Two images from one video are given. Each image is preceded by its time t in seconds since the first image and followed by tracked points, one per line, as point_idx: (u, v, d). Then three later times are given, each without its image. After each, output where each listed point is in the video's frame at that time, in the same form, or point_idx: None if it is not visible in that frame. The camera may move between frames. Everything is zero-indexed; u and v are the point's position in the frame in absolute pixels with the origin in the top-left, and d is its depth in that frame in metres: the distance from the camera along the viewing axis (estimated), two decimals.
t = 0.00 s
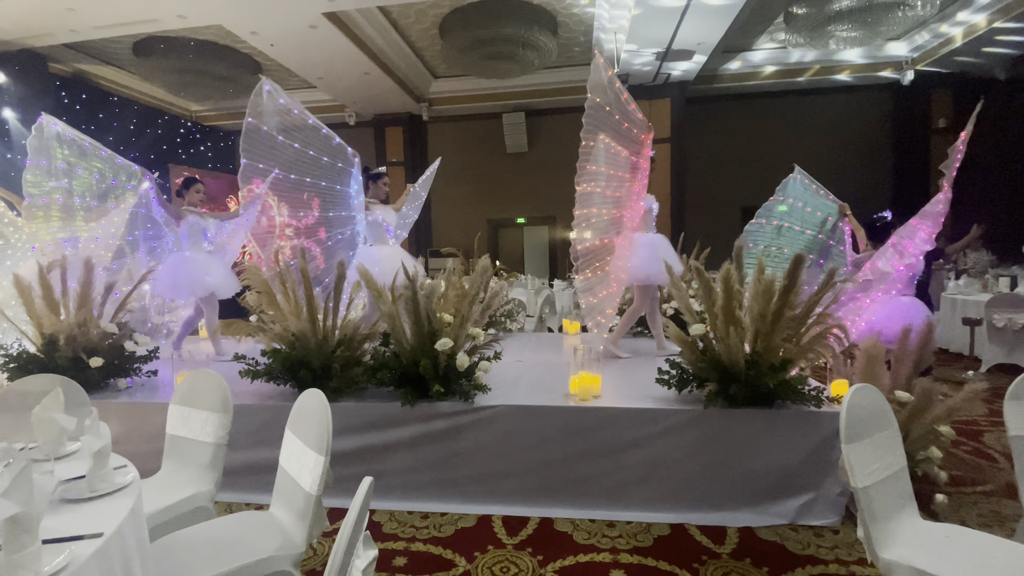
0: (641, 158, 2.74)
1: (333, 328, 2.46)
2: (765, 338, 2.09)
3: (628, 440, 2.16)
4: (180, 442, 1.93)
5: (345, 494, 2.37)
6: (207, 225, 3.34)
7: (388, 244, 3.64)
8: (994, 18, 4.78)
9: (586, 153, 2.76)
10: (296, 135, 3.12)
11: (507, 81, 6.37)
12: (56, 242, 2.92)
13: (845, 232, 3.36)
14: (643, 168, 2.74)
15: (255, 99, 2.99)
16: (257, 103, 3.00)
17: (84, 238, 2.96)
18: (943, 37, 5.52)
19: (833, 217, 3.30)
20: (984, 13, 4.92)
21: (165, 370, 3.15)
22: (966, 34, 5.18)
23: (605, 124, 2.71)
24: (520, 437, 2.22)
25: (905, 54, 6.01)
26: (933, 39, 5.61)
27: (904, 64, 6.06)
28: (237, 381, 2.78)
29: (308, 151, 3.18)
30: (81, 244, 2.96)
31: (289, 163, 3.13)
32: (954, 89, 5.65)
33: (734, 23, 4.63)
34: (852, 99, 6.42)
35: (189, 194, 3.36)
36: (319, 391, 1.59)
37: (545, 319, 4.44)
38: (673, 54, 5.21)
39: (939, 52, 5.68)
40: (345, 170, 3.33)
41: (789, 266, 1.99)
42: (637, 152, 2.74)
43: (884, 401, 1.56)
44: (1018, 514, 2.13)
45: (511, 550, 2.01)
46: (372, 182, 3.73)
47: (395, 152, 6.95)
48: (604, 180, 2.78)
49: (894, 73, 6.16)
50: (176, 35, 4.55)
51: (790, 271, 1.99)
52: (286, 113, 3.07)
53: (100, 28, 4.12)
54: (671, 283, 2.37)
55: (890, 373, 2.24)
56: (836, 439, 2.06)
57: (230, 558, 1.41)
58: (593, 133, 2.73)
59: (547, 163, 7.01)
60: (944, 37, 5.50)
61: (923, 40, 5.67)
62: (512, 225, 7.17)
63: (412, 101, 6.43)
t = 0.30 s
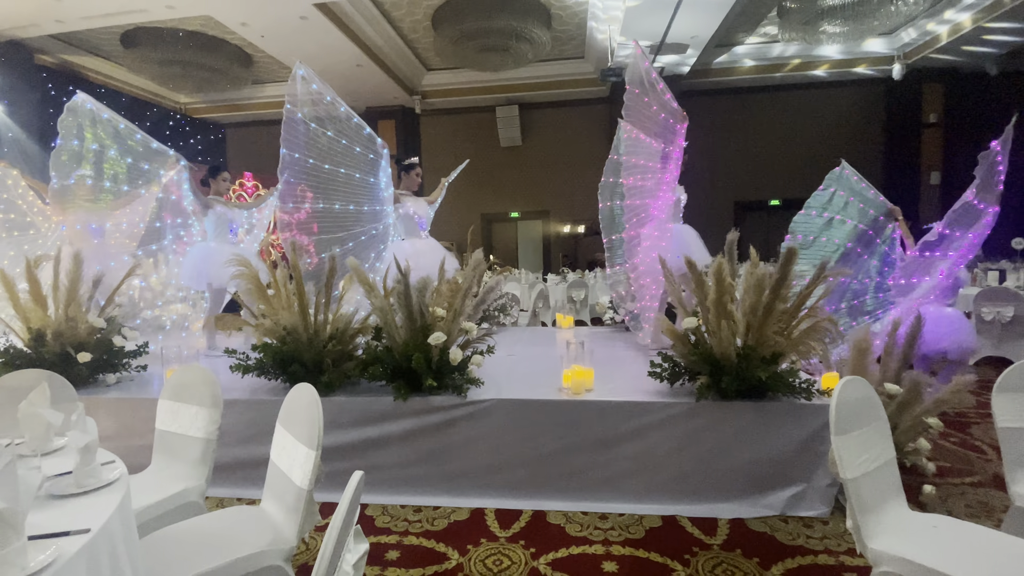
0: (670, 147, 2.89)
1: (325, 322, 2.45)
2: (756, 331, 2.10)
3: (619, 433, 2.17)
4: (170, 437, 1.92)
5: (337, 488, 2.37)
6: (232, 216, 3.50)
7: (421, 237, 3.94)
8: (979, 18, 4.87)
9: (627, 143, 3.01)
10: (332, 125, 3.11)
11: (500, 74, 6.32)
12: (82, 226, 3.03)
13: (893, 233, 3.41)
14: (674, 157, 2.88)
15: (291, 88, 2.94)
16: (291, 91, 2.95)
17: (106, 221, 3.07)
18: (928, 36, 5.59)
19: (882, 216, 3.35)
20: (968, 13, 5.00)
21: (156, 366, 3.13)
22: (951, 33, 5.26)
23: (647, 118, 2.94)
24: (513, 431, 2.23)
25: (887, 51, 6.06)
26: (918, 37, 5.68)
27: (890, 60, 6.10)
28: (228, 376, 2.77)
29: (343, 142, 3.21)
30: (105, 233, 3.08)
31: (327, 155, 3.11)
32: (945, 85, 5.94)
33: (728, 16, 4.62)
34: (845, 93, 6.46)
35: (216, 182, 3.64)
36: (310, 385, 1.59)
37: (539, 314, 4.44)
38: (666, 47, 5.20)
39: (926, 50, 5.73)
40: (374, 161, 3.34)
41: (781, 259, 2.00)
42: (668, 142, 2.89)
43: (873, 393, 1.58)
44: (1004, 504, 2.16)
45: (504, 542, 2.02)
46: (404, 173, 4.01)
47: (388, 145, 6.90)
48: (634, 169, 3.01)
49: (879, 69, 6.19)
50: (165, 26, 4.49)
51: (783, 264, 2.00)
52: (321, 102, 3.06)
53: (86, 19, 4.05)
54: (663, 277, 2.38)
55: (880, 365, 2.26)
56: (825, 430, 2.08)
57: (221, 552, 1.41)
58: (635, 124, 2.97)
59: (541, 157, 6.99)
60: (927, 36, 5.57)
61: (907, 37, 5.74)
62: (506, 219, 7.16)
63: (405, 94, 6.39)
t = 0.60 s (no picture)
0: (712, 140, 2.94)
1: (320, 317, 2.44)
2: (752, 326, 2.11)
3: (614, 427, 2.18)
4: (163, 432, 1.91)
5: (331, 483, 2.37)
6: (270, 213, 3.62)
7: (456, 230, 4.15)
8: (965, 20, 5.03)
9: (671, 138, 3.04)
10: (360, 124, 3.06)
11: (496, 68, 6.29)
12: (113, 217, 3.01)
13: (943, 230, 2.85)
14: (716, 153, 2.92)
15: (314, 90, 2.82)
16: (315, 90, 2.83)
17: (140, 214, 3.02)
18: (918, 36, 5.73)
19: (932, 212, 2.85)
20: (956, 15, 5.15)
21: (149, 361, 3.12)
22: (938, 35, 5.42)
23: (697, 110, 2.99)
24: (507, 426, 2.23)
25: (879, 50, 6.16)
26: (908, 37, 5.83)
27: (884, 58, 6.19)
28: (222, 370, 2.76)
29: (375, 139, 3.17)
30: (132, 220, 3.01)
31: (356, 155, 3.08)
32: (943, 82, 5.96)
33: (725, 12, 4.61)
34: (840, 90, 6.54)
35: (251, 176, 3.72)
36: (304, 380, 1.58)
37: (535, 310, 4.43)
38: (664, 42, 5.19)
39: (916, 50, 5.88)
40: (411, 156, 3.40)
41: (776, 255, 2.00)
42: (710, 133, 2.94)
43: (867, 388, 1.58)
44: (994, 499, 2.18)
45: (499, 536, 2.02)
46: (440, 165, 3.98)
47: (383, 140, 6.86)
48: (681, 160, 3.00)
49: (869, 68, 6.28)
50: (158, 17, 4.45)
51: (778, 259, 2.00)
52: (350, 100, 2.99)
53: (77, 9, 4.01)
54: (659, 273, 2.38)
55: (873, 361, 2.27)
56: (818, 425, 2.09)
57: (215, 547, 1.40)
58: (688, 116, 3.02)
59: (537, 152, 6.98)
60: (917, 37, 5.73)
61: (898, 37, 5.88)
62: (502, 214, 7.14)
63: (400, 87, 6.36)
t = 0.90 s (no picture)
0: (762, 138, 3.01)
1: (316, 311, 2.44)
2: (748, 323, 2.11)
3: (609, 423, 2.18)
4: (158, 426, 1.90)
5: (326, 477, 2.37)
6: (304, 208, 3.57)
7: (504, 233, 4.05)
8: (956, 23, 4.98)
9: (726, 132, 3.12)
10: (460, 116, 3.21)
11: (493, 64, 6.25)
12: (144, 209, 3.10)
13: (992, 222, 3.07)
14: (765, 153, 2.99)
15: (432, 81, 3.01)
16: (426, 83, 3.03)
17: (169, 208, 3.07)
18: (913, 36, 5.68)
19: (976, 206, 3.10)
20: (948, 17, 5.11)
21: (143, 354, 3.11)
22: (931, 36, 5.38)
23: (752, 108, 3.05)
24: (503, 421, 2.23)
25: (866, 49, 6.07)
26: (900, 37, 5.76)
27: (872, 57, 6.11)
28: (217, 364, 2.75)
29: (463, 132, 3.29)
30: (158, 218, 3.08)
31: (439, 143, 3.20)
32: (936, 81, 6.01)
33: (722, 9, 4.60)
34: (835, 89, 6.56)
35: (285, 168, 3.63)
36: (301, 374, 1.58)
37: (531, 306, 4.43)
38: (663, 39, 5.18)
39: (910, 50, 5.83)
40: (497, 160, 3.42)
41: (774, 252, 2.00)
42: (761, 132, 3.02)
43: (863, 385, 1.59)
44: (987, 495, 2.20)
45: (495, 531, 2.02)
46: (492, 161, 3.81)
47: (379, 134, 6.84)
48: (727, 153, 3.09)
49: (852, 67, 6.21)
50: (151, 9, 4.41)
51: (775, 257, 2.01)
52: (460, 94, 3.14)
53: None
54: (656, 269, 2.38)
55: (868, 358, 2.29)
56: (813, 421, 2.10)
57: (211, 542, 1.40)
58: (741, 118, 3.06)
59: (534, 147, 6.97)
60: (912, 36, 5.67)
61: (887, 37, 5.82)
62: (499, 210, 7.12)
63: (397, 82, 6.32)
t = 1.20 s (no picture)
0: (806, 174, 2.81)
1: (313, 307, 2.43)
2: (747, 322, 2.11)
3: (607, 420, 2.18)
4: (155, 421, 1.90)
5: (324, 472, 2.37)
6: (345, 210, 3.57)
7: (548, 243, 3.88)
8: (951, 26, 5.08)
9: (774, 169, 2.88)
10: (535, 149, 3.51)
11: (494, 59, 6.23)
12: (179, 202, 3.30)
13: None
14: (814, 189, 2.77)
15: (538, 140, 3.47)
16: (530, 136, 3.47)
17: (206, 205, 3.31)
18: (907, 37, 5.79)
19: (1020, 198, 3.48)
20: (943, 21, 5.20)
21: (140, 348, 3.11)
22: (927, 39, 5.49)
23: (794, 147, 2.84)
24: (501, 416, 2.23)
25: (852, 50, 6.11)
26: (895, 38, 5.86)
27: (855, 58, 6.16)
28: (214, 359, 2.74)
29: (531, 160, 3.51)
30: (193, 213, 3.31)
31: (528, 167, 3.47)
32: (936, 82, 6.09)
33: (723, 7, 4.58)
34: (838, 90, 6.48)
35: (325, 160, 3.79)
36: (300, 369, 1.58)
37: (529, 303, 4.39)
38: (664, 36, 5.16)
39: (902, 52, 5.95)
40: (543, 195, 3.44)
41: (773, 251, 2.01)
42: (806, 170, 2.81)
43: (860, 384, 1.60)
44: (982, 494, 2.21)
45: (492, 528, 2.03)
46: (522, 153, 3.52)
47: (378, 130, 6.81)
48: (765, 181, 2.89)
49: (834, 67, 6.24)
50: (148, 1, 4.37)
51: (774, 255, 2.01)
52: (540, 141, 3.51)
53: None
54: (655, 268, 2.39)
55: (865, 357, 2.29)
56: (810, 420, 2.11)
57: (208, 536, 1.40)
58: (782, 154, 2.86)
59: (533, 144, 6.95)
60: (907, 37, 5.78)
61: (876, 38, 5.89)
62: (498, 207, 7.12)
63: (396, 77, 6.30)
